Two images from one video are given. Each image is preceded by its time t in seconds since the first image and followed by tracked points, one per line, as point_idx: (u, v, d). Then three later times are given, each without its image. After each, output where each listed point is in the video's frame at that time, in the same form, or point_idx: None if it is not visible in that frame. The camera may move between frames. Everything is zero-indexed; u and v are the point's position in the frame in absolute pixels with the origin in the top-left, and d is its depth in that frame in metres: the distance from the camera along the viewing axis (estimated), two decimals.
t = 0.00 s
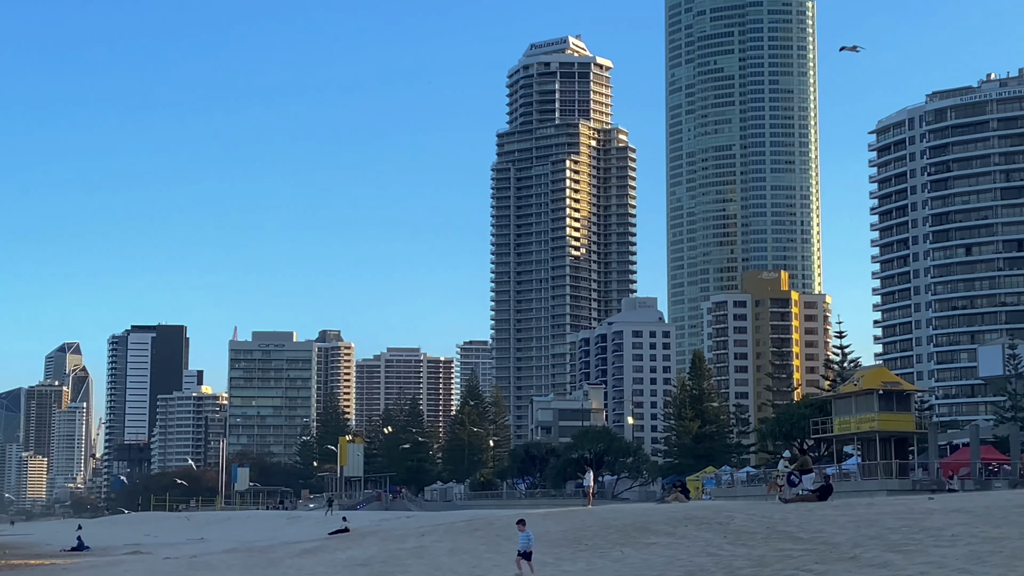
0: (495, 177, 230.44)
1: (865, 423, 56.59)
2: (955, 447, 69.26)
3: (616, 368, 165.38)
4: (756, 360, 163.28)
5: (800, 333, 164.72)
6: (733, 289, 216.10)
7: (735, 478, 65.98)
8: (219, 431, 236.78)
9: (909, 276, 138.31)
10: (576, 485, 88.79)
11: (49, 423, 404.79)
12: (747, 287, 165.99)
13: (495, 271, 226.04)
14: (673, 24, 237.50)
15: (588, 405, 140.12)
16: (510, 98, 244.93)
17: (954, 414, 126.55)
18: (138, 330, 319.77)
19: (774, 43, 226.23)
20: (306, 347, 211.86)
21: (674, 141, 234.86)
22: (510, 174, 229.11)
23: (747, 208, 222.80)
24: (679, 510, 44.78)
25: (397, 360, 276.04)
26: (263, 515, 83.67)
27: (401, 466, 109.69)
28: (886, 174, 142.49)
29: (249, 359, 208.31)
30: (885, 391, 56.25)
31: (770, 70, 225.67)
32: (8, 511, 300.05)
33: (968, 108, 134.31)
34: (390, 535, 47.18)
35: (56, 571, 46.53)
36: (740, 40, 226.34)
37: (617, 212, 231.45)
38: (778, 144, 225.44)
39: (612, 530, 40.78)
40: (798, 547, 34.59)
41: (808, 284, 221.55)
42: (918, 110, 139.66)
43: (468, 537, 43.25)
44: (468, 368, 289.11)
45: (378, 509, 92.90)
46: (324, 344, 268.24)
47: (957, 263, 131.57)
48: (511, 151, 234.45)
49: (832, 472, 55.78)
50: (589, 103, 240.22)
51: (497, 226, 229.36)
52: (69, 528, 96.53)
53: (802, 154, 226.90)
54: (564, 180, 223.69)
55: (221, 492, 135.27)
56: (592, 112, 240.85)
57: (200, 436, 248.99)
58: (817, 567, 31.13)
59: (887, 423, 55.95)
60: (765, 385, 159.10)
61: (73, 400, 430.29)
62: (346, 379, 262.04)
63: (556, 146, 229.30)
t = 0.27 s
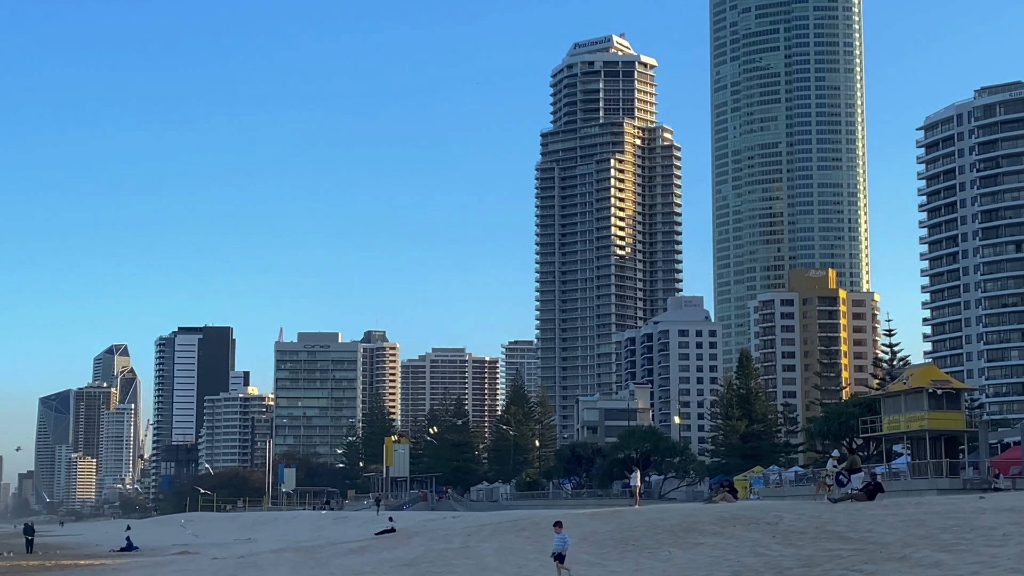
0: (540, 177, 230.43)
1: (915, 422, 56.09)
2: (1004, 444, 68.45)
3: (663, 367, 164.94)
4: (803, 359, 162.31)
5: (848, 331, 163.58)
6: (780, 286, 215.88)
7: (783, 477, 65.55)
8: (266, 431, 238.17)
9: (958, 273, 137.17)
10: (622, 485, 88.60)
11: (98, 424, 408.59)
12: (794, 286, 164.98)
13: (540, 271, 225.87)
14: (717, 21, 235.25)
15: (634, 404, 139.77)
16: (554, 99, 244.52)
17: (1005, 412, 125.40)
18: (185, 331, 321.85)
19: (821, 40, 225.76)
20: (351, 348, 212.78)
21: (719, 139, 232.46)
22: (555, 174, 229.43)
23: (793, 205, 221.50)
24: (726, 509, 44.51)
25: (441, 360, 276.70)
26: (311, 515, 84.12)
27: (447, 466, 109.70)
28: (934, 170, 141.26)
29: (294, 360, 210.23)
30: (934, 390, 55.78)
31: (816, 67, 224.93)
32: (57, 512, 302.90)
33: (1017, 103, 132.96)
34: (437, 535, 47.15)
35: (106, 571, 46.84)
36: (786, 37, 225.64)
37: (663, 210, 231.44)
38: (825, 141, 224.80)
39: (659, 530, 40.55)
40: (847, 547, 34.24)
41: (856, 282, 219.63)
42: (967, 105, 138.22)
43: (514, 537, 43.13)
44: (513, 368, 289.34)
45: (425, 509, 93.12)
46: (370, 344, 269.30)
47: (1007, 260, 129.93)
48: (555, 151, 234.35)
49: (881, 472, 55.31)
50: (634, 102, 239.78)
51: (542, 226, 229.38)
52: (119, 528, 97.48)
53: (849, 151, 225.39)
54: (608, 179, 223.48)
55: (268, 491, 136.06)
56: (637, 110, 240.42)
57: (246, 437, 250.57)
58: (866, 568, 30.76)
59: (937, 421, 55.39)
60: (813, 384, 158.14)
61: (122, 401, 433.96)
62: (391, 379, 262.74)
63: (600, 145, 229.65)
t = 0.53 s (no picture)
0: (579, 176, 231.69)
1: (960, 422, 55.50)
2: None
3: (705, 367, 164.24)
4: (847, 358, 161.18)
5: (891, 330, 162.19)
6: (822, 285, 213.91)
7: (827, 477, 65.01)
8: (306, 432, 239.04)
9: (1003, 272, 135.90)
10: (664, 485, 88.22)
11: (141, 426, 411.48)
12: (837, 284, 163.75)
13: (580, 270, 225.98)
14: (758, 20, 236.40)
15: (675, 404, 139.13)
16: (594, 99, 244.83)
17: None
18: (226, 333, 323.51)
19: (862, 37, 224.36)
20: (391, 348, 213.37)
21: (760, 138, 233.56)
22: (595, 173, 229.90)
23: (835, 203, 219.78)
24: (769, 509, 44.18)
25: (481, 360, 276.89)
26: (352, 515, 84.39)
27: (487, 466, 109.56)
28: (978, 167, 139.93)
29: (335, 361, 211.10)
30: (980, 389, 55.19)
31: (858, 63, 223.11)
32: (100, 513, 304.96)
33: None
34: (479, 536, 47.08)
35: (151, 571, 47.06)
36: (827, 33, 224.71)
37: (703, 209, 230.32)
38: (867, 138, 222.41)
39: (701, 531, 40.28)
40: (892, 547, 33.89)
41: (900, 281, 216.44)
42: (1011, 101, 136.85)
43: (556, 538, 42.97)
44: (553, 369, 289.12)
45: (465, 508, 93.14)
46: (410, 345, 269.74)
47: None
48: (595, 149, 234.42)
49: (926, 472, 54.74)
50: (674, 100, 239.05)
51: (581, 226, 228.95)
52: (163, 528, 98.12)
53: (891, 148, 223.07)
54: (648, 177, 223.39)
55: (309, 492, 136.55)
56: (677, 108, 239.86)
57: (287, 438, 251.59)
58: (912, 567, 30.43)
59: (982, 421, 54.73)
60: (856, 383, 156.96)
61: (163, 402, 436.69)
62: (431, 380, 263.06)
63: (640, 143, 229.44)
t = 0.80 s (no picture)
0: (614, 175, 231.22)
1: (999, 420, 54.93)
2: None
3: (741, 366, 163.60)
4: (885, 356, 160.28)
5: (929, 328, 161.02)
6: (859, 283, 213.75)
7: (864, 477, 64.55)
8: (342, 432, 239.79)
9: None
10: (700, 485, 87.78)
11: (177, 425, 414.04)
12: (875, 282, 162.86)
13: (615, 269, 225.64)
14: (793, 17, 234.58)
15: (711, 404, 138.68)
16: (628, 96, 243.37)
17: None
18: (261, 333, 324.78)
19: (899, 33, 221.67)
20: (426, 348, 213.81)
21: (796, 136, 233.23)
22: (629, 172, 229.41)
23: (872, 201, 218.87)
24: (806, 508, 43.84)
25: (516, 360, 277.01)
26: (388, 515, 84.53)
27: (523, 465, 109.41)
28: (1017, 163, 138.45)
29: (370, 361, 211.81)
30: (1019, 387, 54.62)
31: (895, 60, 221.25)
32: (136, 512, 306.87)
33: None
34: (514, 535, 46.94)
35: (186, 571, 47.14)
36: (863, 30, 222.81)
37: (739, 206, 230.47)
38: (905, 135, 220.93)
39: (737, 530, 39.99)
40: (931, 547, 33.53)
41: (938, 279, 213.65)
42: None
43: (591, 537, 42.78)
44: (589, 368, 288.68)
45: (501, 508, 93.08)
46: (444, 345, 270.02)
47: None
48: (629, 148, 233.45)
49: (965, 471, 54.22)
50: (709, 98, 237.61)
51: (616, 226, 228.56)
52: (200, 528, 98.56)
53: (929, 145, 221.10)
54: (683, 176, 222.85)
55: (344, 491, 136.89)
56: (712, 106, 238.95)
57: (323, 438, 252.46)
58: (952, 567, 30.11)
59: (1022, 420, 53.91)
60: (895, 381, 155.90)
61: (199, 402, 439.22)
62: (465, 379, 263.38)
63: (675, 142, 228.41)
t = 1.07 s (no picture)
0: (644, 171, 231.89)
1: None
2: None
3: (771, 364, 162.95)
4: (917, 354, 159.30)
5: (961, 327, 159.79)
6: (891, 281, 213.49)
7: (897, 476, 64.11)
8: (371, 430, 240.21)
9: None
10: (731, 484, 87.53)
11: (207, 423, 415.86)
12: (907, 280, 162.10)
13: (645, 267, 225.59)
14: (824, 15, 235.38)
15: (742, 402, 138.16)
16: (658, 92, 242.65)
17: None
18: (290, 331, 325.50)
19: (932, 29, 219.49)
20: (455, 346, 213.83)
21: (828, 132, 233.76)
22: (659, 169, 229.60)
23: (904, 198, 218.08)
24: (837, 507, 43.53)
25: (546, 358, 277.30)
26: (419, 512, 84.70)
27: (552, 465, 109.07)
28: None
29: (399, 359, 212.22)
30: None
31: (927, 56, 219.14)
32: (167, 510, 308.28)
33: None
34: (544, 534, 46.77)
35: (216, 568, 47.17)
36: (895, 25, 221.00)
37: (770, 204, 229.26)
38: (937, 132, 218.82)
39: (768, 530, 39.72)
40: (965, 547, 33.22)
41: (971, 276, 211.45)
42: None
43: (621, 536, 42.57)
44: (618, 366, 288.09)
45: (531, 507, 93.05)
46: (473, 343, 270.06)
47: None
48: (659, 145, 234.44)
49: (999, 469, 53.73)
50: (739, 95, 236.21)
51: (646, 223, 229.02)
52: (230, 526, 98.80)
53: (962, 142, 218.21)
54: (713, 173, 222.30)
55: (374, 489, 137.08)
56: (742, 103, 237.31)
57: (352, 436, 252.92)
58: (986, 567, 29.77)
59: None
60: (927, 380, 154.97)
61: (229, 400, 440.85)
62: (495, 377, 263.44)
63: (705, 138, 227.67)
